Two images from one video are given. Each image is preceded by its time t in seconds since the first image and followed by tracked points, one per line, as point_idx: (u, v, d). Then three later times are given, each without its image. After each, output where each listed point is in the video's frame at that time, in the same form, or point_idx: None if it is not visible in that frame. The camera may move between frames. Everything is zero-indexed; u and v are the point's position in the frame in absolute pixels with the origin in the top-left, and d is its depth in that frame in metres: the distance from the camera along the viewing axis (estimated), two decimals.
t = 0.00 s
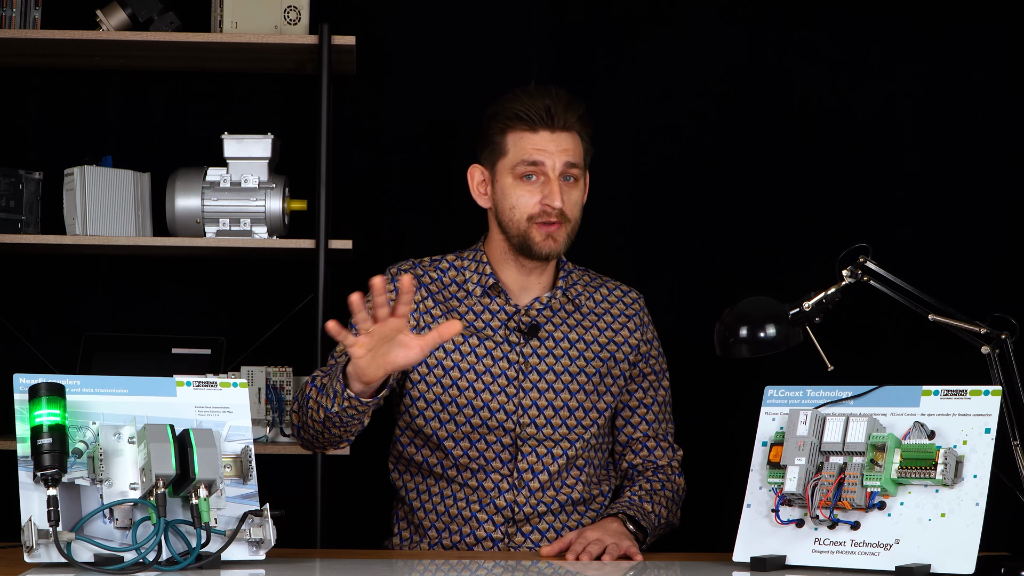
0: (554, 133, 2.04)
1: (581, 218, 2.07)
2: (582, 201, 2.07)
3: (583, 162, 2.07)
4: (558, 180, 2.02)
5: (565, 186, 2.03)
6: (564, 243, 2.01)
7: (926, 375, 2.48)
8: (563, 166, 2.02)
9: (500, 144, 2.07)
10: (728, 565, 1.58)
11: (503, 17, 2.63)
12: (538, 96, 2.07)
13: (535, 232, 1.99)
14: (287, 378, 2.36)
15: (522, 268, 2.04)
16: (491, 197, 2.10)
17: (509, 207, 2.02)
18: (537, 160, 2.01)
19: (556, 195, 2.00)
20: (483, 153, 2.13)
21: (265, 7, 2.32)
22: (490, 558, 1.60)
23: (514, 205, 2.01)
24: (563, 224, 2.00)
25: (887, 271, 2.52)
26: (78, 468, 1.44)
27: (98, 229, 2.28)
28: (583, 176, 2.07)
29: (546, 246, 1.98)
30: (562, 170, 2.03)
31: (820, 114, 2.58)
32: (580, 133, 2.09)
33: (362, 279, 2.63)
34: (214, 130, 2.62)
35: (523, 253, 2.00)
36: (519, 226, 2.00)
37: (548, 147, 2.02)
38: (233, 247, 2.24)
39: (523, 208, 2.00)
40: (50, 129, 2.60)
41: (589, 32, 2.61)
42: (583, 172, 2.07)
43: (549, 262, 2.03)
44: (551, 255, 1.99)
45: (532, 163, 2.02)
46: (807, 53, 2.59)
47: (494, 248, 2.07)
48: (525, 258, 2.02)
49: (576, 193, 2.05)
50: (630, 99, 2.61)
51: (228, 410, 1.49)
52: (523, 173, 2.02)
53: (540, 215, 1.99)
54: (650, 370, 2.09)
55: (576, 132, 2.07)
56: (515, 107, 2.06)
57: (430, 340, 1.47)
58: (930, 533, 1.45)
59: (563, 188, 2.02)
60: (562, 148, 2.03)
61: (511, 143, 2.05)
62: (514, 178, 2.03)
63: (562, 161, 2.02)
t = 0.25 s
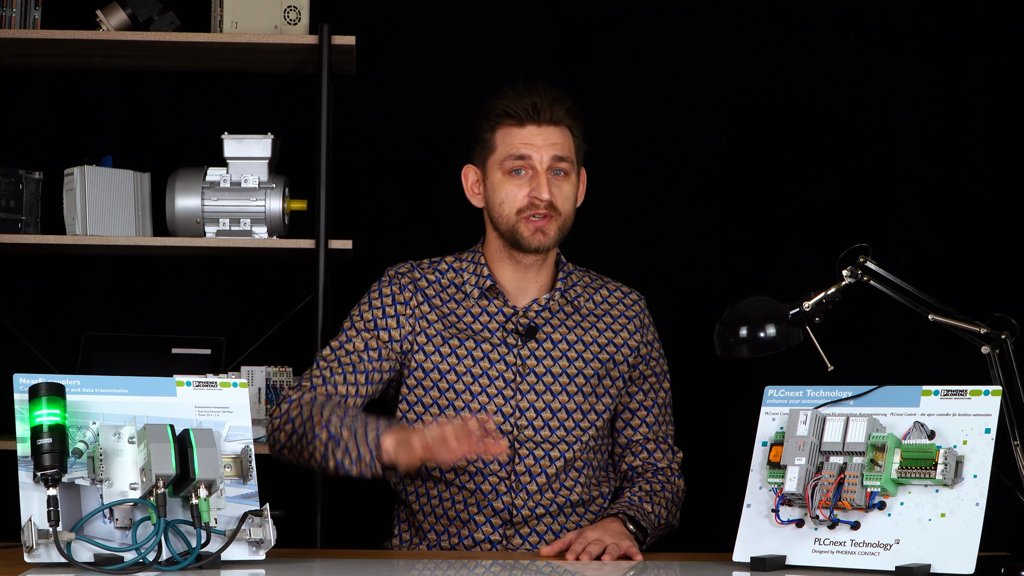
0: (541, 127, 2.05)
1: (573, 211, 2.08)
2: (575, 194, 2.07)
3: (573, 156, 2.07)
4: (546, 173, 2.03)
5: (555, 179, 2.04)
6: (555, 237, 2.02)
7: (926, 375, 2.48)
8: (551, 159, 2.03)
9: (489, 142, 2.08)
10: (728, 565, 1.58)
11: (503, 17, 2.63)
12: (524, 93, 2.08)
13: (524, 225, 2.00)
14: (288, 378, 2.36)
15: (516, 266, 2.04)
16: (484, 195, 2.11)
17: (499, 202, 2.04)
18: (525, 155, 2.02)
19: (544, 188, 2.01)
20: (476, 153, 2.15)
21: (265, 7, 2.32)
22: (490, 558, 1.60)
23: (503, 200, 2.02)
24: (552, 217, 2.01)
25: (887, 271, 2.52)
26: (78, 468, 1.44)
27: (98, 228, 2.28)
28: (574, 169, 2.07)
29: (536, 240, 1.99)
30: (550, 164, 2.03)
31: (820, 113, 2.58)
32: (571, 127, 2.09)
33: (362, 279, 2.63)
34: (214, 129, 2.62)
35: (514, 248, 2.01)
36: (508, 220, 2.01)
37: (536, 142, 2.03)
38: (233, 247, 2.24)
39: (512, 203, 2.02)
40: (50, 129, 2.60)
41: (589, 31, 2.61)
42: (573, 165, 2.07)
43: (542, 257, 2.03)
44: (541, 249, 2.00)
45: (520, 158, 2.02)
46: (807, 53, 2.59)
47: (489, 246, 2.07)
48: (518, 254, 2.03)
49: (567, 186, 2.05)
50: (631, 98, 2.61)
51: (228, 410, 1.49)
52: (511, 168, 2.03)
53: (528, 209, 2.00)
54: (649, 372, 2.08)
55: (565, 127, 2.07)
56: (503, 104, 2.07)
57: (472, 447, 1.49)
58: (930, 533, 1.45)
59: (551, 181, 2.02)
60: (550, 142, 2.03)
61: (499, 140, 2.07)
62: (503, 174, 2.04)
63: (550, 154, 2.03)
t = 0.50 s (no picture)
0: (526, 119, 2.06)
1: (568, 202, 2.06)
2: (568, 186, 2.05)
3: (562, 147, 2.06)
4: (536, 165, 2.02)
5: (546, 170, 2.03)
6: (551, 226, 1.99)
7: (925, 375, 2.48)
8: (540, 149, 2.03)
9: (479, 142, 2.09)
10: (728, 565, 1.58)
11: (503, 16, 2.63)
12: (506, 91, 2.09)
13: (519, 216, 1.97)
14: (287, 378, 2.36)
15: (514, 264, 2.02)
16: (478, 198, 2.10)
17: (492, 200, 2.02)
18: (513, 147, 2.02)
19: (535, 176, 1.99)
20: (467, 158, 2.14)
21: (265, 7, 2.32)
22: (494, 558, 1.61)
23: (496, 194, 2.01)
24: (546, 206, 1.99)
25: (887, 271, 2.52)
26: (78, 468, 1.44)
27: (98, 228, 2.29)
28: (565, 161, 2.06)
29: (532, 229, 1.97)
30: (539, 154, 2.03)
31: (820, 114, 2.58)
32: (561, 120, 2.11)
33: (362, 279, 2.63)
34: (214, 129, 2.62)
35: (510, 241, 1.98)
36: (503, 215, 1.99)
37: (522, 133, 2.04)
38: (233, 247, 2.24)
39: (503, 196, 2.00)
40: (50, 129, 2.60)
41: (589, 31, 2.61)
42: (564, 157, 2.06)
43: (539, 248, 2.00)
44: (537, 238, 1.97)
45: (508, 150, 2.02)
46: (808, 53, 2.59)
47: (486, 249, 2.05)
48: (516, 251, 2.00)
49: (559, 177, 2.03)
50: (631, 98, 2.61)
51: (228, 410, 1.49)
52: (501, 162, 2.02)
53: (520, 201, 1.98)
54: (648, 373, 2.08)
55: (552, 117, 2.08)
56: (490, 101, 2.09)
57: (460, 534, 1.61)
58: (930, 532, 1.45)
59: (542, 171, 2.01)
60: (537, 132, 2.04)
61: (487, 138, 2.07)
62: (493, 169, 2.03)
63: (538, 145, 2.03)
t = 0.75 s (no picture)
0: (505, 119, 2.07)
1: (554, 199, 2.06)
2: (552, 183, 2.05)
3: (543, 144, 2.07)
4: (517, 163, 2.03)
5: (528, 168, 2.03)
6: (539, 226, 2.00)
7: (926, 375, 2.48)
8: (521, 147, 2.03)
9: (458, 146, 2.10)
10: (729, 565, 1.58)
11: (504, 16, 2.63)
12: (485, 92, 2.11)
13: (504, 217, 1.99)
14: (287, 378, 2.35)
15: (501, 264, 2.03)
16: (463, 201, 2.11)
17: (476, 200, 2.03)
18: (494, 148, 2.03)
19: (518, 175, 2.00)
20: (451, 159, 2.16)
21: (265, 7, 2.32)
22: (489, 559, 1.61)
23: (481, 198, 2.02)
24: (533, 206, 2.00)
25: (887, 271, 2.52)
26: (78, 468, 1.44)
27: (97, 228, 2.29)
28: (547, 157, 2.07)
29: (520, 232, 1.98)
30: (520, 153, 2.04)
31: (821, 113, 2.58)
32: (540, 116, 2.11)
33: (361, 278, 2.63)
34: (214, 129, 2.62)
35: (497, 243, 2.00)
36: (488, 216, 2.01)
37: (502, 134, 2.05)
38: (233, 247, 2.24)
39: (489, 199, 2.01)
40: (50, 129, 2.60)
41: (590, 31, 2.61)
42: (546, 153, 2.07)
43: (530, 248, 2.02)
44: (523, 239, 1.98)
45: (489, 152, 2.03)
46: (808, 52, 2.59)
47: (476, 252, 2.07)
48: (505, 253, 2.02)
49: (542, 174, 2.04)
50: (631, 98, 2.61)
51: (227, 410, 1.49)
52: (484, 164, 2.04)
53: (503, 201, 1.99)
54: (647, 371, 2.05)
55: (530, 114, 2.09)
56: (467, 104, 2.10)
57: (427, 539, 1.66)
58: (930, 532, 1.45)
59: (524, 169, 2.02)
60: (516, 132, 2.05)
61: (468, 141, 2.08)
62: (476, 171, 2.05)
63: (518, 144, 2.04)
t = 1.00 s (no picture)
0: (501, 112, 2.11)
1: (546, 196, 2.06)
2: (545, 178, 2.06)
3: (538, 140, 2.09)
4: (509, 154, 2.04)
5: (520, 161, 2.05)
6: (524, 217, 2.00)
7: (926, 375, 2.48)
8: (513, 138, 2.05)
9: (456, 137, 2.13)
10: (728, 565, 1.58)
11: (504, 16, 2.63)
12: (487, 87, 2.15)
13: (491, 207, 2.00)
14: (287, 378, 2.35)
15: (490, 259, 2.04)
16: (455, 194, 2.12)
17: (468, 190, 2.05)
18: (486, 136, 2.05)
19: (507, 164, 2.02)
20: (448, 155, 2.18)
21: (265, 7, 2.32)
22: (488, 559, 1.61)
23: (470, 185, 2.03)
24: (519, 196, 2.01)
25: (887, 271, 2.52)
26: (78, 468, 1.44)
27: (97, 228, 2.28)
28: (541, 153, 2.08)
29: (504, 221, 1.98)
30: (513, 144, 2.06)
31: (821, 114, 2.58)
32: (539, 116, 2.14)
33: (361, 278, 2.63)
34: (214, 129, 2.62)
35: (484, 233, 2.00)
36: (477, 205, 2.02)
37: (496, 124, 2.07)
38: (233, 247, 2.24)
39: (477, 185, 2.03)
40: (50, 129, 2.60)
41: (589, 32, 2.61)
42: (540, 149, 2.08)
43: (516, 241, 2.01)
44: (509, 230, 1.98)
45: (481, 140, 2.05)
46: (808, 52, 2.59)
47: (464, 247, 2.07)
48: (493, 246, 2.02)
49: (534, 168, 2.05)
50: (631, 98, 2.61)
51: (227, 410, 1.49)
52: (476, 153, 2.06)
53: (492, 190, 2.01)
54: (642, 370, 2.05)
55: (527, 110, 2.12)
56: (467, 98, 2.15)
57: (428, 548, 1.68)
58: (930, 532, 1.45)
59: (516, 161, 2.03)
60: (510, 124, 2.07)
61: (464, 132, 2.11)
62: (469, 162, 2.07)
63: (511, 134, 2.06)
